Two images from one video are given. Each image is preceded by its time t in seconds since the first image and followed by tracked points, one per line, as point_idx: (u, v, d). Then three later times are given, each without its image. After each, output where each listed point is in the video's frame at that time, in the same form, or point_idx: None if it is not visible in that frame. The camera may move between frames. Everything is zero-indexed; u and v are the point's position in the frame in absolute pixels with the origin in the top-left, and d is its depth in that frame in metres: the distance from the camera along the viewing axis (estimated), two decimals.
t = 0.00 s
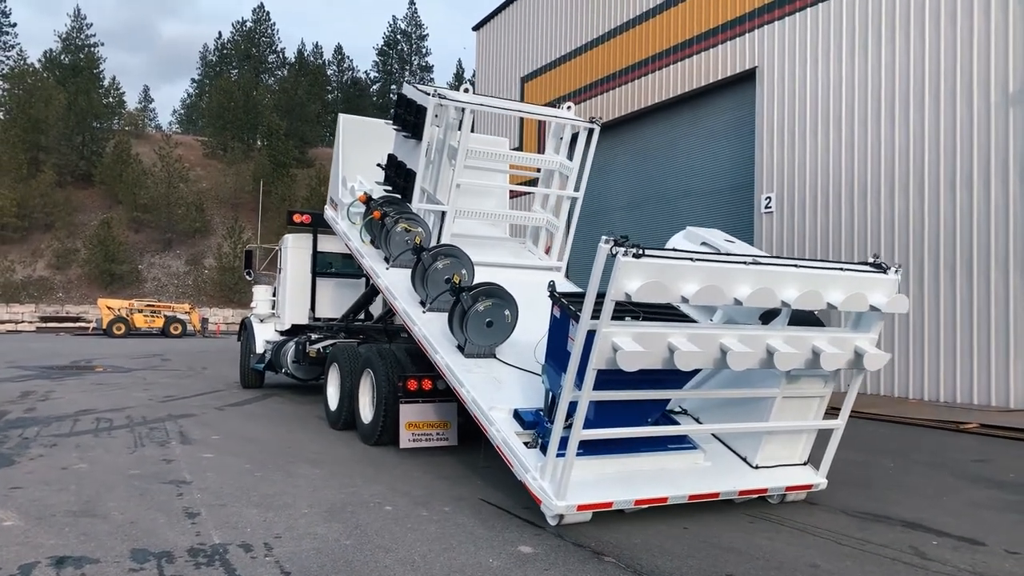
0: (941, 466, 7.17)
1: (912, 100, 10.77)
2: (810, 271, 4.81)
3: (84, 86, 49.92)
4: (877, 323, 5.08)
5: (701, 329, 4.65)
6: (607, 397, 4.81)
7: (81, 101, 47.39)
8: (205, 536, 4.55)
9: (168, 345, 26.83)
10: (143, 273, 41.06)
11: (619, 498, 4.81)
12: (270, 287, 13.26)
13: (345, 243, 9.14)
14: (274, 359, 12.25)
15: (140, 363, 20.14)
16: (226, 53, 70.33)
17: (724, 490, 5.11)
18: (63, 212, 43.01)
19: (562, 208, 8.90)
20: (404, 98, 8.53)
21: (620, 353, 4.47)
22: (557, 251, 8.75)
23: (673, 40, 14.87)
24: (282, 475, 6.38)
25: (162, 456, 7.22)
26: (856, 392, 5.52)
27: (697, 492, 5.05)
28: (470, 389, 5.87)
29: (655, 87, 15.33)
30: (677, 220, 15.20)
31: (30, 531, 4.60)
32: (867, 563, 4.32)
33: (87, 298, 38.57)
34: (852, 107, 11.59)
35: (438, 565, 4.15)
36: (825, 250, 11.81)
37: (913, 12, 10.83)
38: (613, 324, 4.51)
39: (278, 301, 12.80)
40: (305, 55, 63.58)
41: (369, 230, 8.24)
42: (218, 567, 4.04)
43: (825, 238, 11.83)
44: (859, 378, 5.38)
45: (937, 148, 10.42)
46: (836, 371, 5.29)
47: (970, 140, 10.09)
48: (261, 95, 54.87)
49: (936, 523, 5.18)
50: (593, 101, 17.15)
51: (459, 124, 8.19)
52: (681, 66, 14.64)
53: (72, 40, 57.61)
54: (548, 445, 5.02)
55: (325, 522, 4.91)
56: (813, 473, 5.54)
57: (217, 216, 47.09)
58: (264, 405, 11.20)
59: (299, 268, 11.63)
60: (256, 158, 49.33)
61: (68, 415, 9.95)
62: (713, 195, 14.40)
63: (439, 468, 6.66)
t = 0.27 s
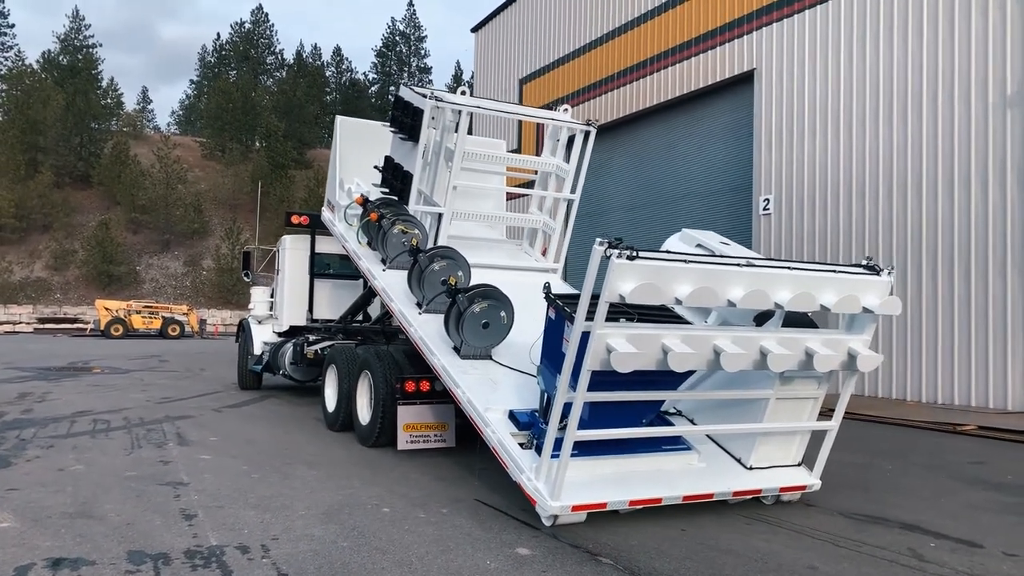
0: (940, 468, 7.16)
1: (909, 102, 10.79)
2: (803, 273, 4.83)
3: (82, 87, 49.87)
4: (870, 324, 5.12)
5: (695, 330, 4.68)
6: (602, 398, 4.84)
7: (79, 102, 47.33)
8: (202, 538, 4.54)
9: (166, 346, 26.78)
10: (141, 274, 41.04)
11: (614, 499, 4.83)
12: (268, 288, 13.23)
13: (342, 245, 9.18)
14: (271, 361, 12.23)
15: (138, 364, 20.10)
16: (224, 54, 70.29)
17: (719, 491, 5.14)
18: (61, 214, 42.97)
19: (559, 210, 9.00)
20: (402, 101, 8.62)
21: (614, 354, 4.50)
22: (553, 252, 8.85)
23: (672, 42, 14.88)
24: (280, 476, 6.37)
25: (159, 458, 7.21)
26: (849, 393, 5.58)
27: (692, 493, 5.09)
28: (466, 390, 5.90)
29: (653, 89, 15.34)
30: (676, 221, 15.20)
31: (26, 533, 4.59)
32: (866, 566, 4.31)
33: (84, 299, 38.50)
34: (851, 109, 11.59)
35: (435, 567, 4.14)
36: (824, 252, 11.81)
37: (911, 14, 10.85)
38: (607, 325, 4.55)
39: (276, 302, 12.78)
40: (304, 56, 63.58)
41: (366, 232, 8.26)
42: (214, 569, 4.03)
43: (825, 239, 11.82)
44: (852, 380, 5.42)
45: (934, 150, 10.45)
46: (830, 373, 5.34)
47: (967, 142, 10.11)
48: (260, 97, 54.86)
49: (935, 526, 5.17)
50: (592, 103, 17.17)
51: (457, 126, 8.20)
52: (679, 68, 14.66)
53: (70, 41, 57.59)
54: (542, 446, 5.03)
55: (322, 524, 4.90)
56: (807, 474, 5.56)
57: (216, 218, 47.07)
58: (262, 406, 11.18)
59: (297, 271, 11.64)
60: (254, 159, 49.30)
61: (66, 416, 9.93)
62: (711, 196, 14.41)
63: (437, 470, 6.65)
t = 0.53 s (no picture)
0: (938, 471, 7.17)
1: (908, 105, 10.81)
2: (797, 276, 4.86)
3: (81, 90, 49.85)
4: (864, 327, 5.15)
5: (690, 332, 4.69)
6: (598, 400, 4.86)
7: (78, 104, 47.31)
8: (200, 541, 4.53)
9: (164, 348, 26.73)
10: (140, 276, 41.01)
11: (609, 501, 4.86)
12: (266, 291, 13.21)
13: (339, 248, 9.23)
14: (270, 363, 12.21)
15: (136, 367, 20.06)
16: (223, 57, 70.30)
17: (714, 493, 5.18)
18: (59, 216, 42.92)
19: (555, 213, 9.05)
20: (399, 104, 8.64)
21: (609, 356, 4.52)
22: (551, 255, 8.93)
23: (670, 45, 14.90)
24: (278, 479, 6.36)
25: (157, 460, 7.19)
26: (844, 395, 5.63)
27: (687, 495, 5.11)
28: (462, 392, 5.93)
29: (652, 92, 15.36)
30: (675, 224, 15.23)
31: (23, 535, 4.58)
32: (865, 569, 4.30)
33: (83, 301, 38.44)
34: (849, 112, 11.61)
35: (434, 569, 4.13)
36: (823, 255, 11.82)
37: (909, 17, 10.87)
38: (603, 328, 4.57)
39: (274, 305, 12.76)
40: (302, 59, 63.62)
41: (363, 234, 8.32)
42: (212, 572, 4.02)
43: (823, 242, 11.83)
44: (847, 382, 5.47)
45: (932, 153, 10.48)
46: (824, 376, 5.37)
47: (965, 145, 10.14)
48: (258, 99, 54.88)
49: (934, 528, 5.16)
50: (590, 106, 17.19)
51: (453, 129, 8.26)
52: (677, 71, 14.70)
53: (69, 43, 57.57)
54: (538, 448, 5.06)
55: (321, 527, 4.89)
56: (802, 476, 5.60)
57: (214, 220, 47.05)
58: (260, 409, 11.16)
59: (296, 275, 11.65)
60: (253, 162, 49.30)
61: (63, 418, 9.90)
62: (709, 199, 14.44)
63: (435, 473, 6.64)
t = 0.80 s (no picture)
0: (936, 473, 7.17)
1: (906, 107, 10.83)
2: (792, 278, 4.88)
3: (80, 92, 49.83)
4: (860, 329, 5.17)
5: (684, 333, 4.72)
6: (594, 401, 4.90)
7: (77, 106, 47.29)
8: (198, 542, 4.53)
9: (163, 351, 26.69)
10: (138, 278, 40.96)
11: (605, 501, 4.90)
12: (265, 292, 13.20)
13: (337, 250, 9.29)
14: (269, 365, 12.21)
15: (134, 369, 20.02)
16: (223, 60, 70.36)
17: (710, 494, 5.20)
18: (58, 218, 42.89)
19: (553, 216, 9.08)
20: (397, 106, 8.71)
21: (604, 357, 4.56)
22: (548, 257, 8.94)
23: (669, 47, 14.92)
24: (277, 481, 6.36)
25: (156, 462, 7.18)
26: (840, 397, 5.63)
27: (683, 496, 5.14)
28: (459, 393, 5.96)
29: (651, 95, 15.38)
30: (675, 226, 15.22)
31: (21, 537, 4.57)
32: (864, 570, 4.30)
33: (81, 304, 38.39)
34: (848, 114, 11.63)
35: (432, 571, 4.13)
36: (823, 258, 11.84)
37: (906, 19, 10.90)
38: (598, 329, 4.60)
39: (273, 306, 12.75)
40: (302, 62, 63.65)
41: (362, 236, 8.40)
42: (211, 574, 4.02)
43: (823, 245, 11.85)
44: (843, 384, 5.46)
45: (931, 156, 10.49)
46: (819, 377, 5.38)
47: (964, 147, 10.15)
48: (258, 101, 54.87)
49: (932, 530, 5.16)
50: (589, 108, 17.22)
51: (451, 132, 8.35)
52: (676, 74, 14.73)
53: (68, 45, 57.59)
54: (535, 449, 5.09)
55: (319, 528, 4.89)
56: (797, 477, 5.63)
57: (213, 222, 47.04)
58: (259, 411, 11.16)
59: (296, 278, 11.62)
60: (252, 164, 49.29)
61: (61, 420, 9.89)
62: (709, 202, 14.45)
63: (434, 475, 6.63)
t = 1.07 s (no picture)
0: (933, 475, 7.18)
1: (904, 109, 10.84)
2: (785, 280, 4.95)
3: (78, 93, 49.76)
4: (852, 330, 5.27)
5: (678, 335, 4.81)
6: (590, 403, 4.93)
7: (75, 108, 47.23)
8: (193, 545, 4.51)
9: (161, 352, 26.64)
10: (136, 280, 40.90)
11: (598, 502, 4.93)
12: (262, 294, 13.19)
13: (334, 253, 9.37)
14: (266, 367, 12.20)
15: (132, 371, 19.98)
16: (221, 61, 70.35)
17: (704, 495, 5.24)
18: (56, 220, 42.82)
19: (549, 219, 9.17)
20: (393, 109, 8.83)
21: (598, 359, 4.62)
22: (544, 260, 9.02)
23: (666, 49, 14.95)
24: (273, 483, 6.34)
25: (152, 464, 7.16)
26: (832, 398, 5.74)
27: (677, 496, 5.16)
28: (455, 394, 6.02)
29: (648, 97, 15.40)
30: (673, 229, 15.22)
31: (16, 539, 4.55)
32: (861, 572, 4.29)
33: (79, 305, 38.31)
34: (845, 116, 11.64)
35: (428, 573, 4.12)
36: (821, 259, 11.84)
37: (904, 21, 10.92)
38: (592, 331, 4.67)
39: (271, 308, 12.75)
40: (300, 63, 63.63)
41: (358, 239, 8.45)
42: None
43: (821, 247, 11.85)
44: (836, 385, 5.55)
45: (927, 158, 10.51)
46: (812, 378, 5.48)
47: (961, 149, 10.16)
48: (256, 103, 54.84)
49: (930, 532, 5.15)
50: (587, 110, 17.25)
51: (446, 135, 8.45)
52: (674, 76, 14.75)
53: (66, 47, 57.59)
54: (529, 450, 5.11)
55: (315, 531, 4.87)
56: (791, 477, 5.71)
57: (211, 224, 46.99)
58: (256, 413, 11.14)
59: (293, 279, 11.58)
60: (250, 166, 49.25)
61: (57, 422, 9.87)
62: (707, 204, 14.46)
63: (431, 477, 6.62)
